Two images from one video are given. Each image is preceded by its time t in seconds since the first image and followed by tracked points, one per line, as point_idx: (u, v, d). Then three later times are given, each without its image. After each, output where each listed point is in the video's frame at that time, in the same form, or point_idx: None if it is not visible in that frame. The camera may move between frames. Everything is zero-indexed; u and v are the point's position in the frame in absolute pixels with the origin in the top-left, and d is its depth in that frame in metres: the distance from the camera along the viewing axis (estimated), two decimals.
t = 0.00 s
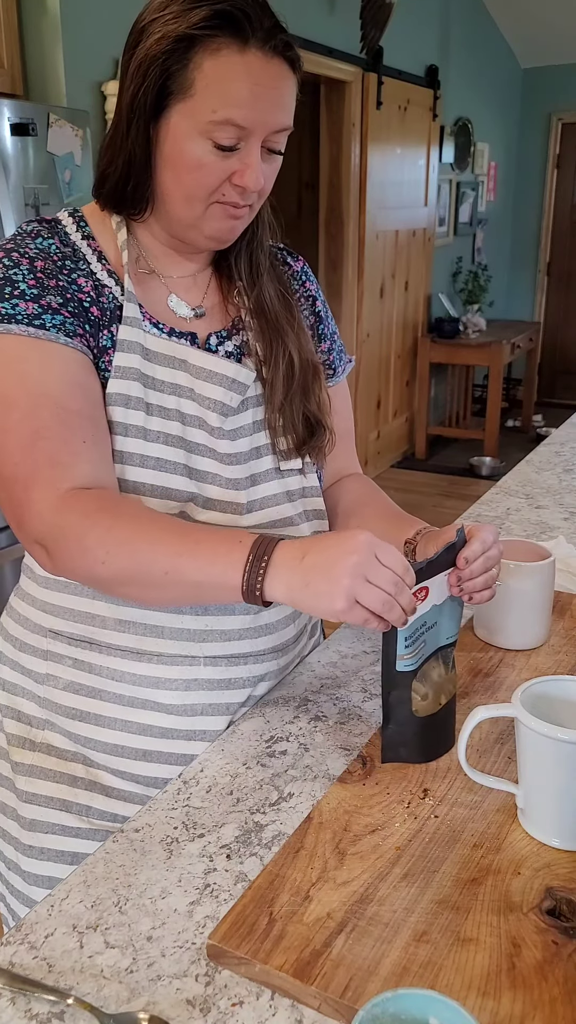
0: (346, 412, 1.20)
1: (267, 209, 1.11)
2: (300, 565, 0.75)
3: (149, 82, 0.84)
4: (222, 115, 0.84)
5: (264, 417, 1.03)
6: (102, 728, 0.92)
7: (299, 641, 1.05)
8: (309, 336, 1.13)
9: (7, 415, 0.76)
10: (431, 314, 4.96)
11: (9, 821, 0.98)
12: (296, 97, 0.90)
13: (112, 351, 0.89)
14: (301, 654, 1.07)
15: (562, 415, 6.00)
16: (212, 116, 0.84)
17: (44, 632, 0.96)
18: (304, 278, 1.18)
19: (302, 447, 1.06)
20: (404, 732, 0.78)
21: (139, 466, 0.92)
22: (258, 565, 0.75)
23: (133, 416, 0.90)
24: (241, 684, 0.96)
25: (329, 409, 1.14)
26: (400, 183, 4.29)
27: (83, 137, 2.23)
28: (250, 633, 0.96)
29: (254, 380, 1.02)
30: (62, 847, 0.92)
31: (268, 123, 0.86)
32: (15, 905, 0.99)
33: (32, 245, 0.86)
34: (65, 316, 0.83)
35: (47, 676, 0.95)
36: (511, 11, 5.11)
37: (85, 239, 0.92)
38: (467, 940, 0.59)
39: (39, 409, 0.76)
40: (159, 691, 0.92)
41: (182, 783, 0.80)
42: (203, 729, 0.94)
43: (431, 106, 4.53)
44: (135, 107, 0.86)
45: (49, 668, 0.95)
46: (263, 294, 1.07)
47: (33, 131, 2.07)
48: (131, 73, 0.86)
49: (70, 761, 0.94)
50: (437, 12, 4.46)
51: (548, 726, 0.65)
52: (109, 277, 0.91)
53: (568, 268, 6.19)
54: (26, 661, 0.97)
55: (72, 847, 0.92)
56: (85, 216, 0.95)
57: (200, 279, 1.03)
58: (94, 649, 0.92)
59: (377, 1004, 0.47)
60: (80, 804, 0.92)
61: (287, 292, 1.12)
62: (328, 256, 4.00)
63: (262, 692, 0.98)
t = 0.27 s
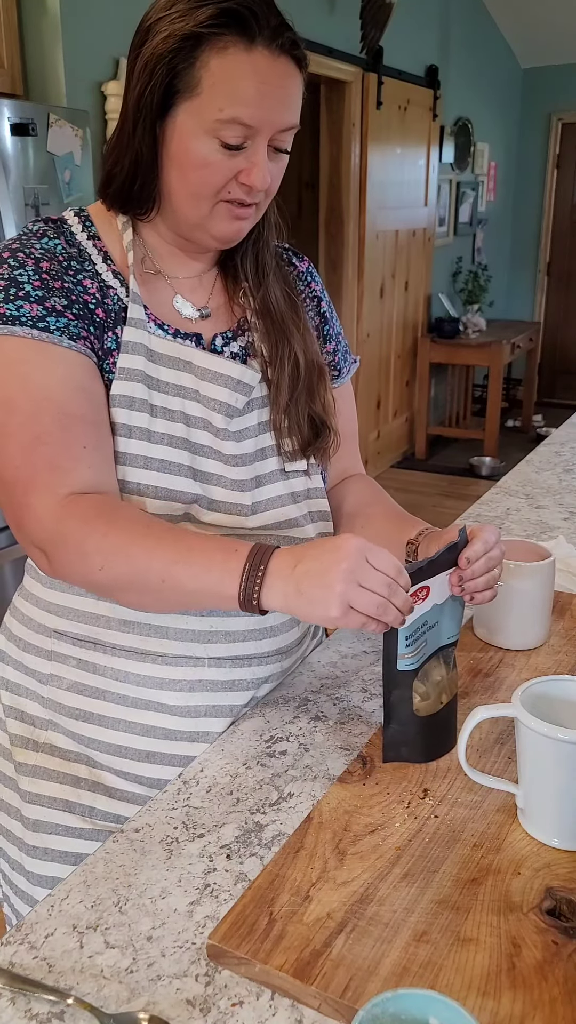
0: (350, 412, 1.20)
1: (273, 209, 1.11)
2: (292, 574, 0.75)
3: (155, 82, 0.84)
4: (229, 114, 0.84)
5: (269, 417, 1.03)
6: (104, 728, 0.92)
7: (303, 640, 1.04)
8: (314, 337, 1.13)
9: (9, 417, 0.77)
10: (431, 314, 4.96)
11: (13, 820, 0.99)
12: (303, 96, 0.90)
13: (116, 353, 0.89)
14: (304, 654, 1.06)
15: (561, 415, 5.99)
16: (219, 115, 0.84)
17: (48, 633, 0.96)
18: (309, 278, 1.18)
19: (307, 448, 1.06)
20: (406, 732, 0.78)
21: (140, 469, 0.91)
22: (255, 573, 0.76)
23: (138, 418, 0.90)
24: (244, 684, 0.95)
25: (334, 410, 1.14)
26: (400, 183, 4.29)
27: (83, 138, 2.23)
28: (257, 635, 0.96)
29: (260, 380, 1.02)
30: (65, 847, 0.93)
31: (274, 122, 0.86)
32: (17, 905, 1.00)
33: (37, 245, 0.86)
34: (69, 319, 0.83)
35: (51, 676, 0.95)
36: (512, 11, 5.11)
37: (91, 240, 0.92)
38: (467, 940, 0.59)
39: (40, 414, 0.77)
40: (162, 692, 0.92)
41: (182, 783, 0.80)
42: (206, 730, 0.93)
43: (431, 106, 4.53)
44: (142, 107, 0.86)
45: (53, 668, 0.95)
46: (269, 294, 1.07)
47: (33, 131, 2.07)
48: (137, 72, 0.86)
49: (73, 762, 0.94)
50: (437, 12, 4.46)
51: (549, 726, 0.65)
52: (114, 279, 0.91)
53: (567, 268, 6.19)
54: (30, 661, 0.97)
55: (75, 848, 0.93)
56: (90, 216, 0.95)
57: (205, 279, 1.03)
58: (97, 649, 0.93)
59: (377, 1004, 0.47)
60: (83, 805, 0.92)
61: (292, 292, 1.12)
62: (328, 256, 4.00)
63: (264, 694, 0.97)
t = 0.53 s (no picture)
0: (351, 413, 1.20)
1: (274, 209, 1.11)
2: (286, 583, 0.75)
3: (156, 82, 0.85)
4: (230, 113, 0.84)
5: (270, 418, 1.03)
6: (104, 728, 0.92)
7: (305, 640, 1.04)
8: (315, 338, 1.13)
9: (10, 420, 0.77)
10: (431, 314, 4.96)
11: (13, 819, 0.99)
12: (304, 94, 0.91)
13: (117, 354, 0.89)
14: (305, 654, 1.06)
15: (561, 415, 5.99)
16: (220, 113, 0.84)
17: (48, 632, 0.96)
18: (311, 279, 1.18)
19: (308, 448, 1.06)
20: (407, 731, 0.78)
21: (140, 470, 0.91)
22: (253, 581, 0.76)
23: (138, 419, 0.90)
24: (245, 684, 0.95)
25: (334, 411, 1.14)
26: (400, 183, 4.29)
27: (83, 138, 2.23)
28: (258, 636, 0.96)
29: (260, 381, 1.02)
30: (65, 845, 0.93)
31: (276, 120, 0.86)
32: (16, 904, 1.00)
33: (39, 245, 0.86)
34: (70, 320, 0.83)
35: (51, 675, 0.95)
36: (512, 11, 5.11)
37: (92, 240, 0.92)
38: (467, 940, 0.59)
39: (40, 418, 0.77)
40: (163, 692, 0.92)
41: (182, 783, 0.80)
42: (205, 730, 0.93)
43: (431, 106, 4.53)
44: (143, 107, 0.86)
45: (53, 667, 0.95)
46: (270, 295, 1.07)
47: (33, 131, 2.07)
48: (139, 72, 0.86)
49: (73, 762, 0.94)
50: (437, 12, 4.46)
51: (549, 726, 0.65)
52: (116, 280, 0.91)
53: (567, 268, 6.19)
54: (29, 661, 0.97)
55: (74, 847, 0.93)
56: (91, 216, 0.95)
57: (206, 279, 1.03)
58: (98, 649, 0.93)
59: (377, 1004, 0.47)
60: (83, 804, 0.92)
61: (294, 293, 1.12)
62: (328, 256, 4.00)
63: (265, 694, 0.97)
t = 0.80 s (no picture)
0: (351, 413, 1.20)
1: (273, 209, 1.11)
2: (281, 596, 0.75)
3: (154, 81, 0.85)
4: (228, 111, 0.84)
5: (269, 418, 1.03)
6: (104, 727, 0.92)
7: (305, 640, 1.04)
8: (314, 338, 1.13)
9: (8, 424, 0.78)
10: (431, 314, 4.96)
11: (11, 819, 0.99)
12: (301, 92, 0.91)
13: (115, 354, 0.89)
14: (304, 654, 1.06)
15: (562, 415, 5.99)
16: (218, 112, 0.84)
17: (47, 632, 0.96)
18: (310, 280, 1.18)
19: (307, 449, 1.06)
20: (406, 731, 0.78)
21: (139, 471, 0.91)
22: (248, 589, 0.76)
23: (136, 420, 0.90)
24: (244, 684, 0.95)
25: (333, 411, 1.14)
26: (400, 183, 4.29)
27: (83, 138, 2.23)
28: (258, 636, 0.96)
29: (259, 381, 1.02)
30: (65, 845, 0.93)
31: (274, 119, 0.86)
32: (16, 904, 1.00)
33: (36, 247, 0.87)
34: (66, 323, 0.83)
35: (51, 675, 0.95)
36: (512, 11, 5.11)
37: (90, 240, 0.92)
38: (467, 940, 0.59)
39: (35, 423, 0.78)
40: (163, 692, 0.92)
41: (182, 783, 0.80)
42: (205, 729, 0.93)
43: (431, 106, 4.53)
44: (142, 106, 0.86)
45: (52, 667, 0.95)
46: (269, 294, 1.07)
47: (33, 131, 2.07)
48: (136, 71, 0.87)
49: (72, 761, 0.94)
50: (437, 13, 4.46)
51: (548, 726, 0.65)
52: (114, 281, 0.91)
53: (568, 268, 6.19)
54: (29, 661, 0.97)
55: (74, 846, 0.93)
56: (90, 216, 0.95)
57: (205, 279, 1.03)
58: (98, 648, 0.93)
59: (377, 1004, 0.47)
60: (83, 804, 0.92)
61: (293, 292, 1.12)
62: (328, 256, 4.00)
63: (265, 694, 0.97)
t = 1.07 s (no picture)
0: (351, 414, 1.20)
1: (272, 208, 1.11)
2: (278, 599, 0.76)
3: (151, 81, 0.85)
4: (225, 111, 0.84)
5: (267, 418, 1.03)
6: (104, 727, 0.93)
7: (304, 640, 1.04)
8: (313, 337, 1.13)
9: (6, 425, 0.79)
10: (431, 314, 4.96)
11: (11, 818, 0.99)
12: (299, 91, 0.90)
13: (113, 355, 0.89)
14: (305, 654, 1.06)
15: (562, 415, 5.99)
16: (215, 112, 0.84)
17: (47, 632, 0.96)
18: (310, 280, 1.18)
19: (306, 448, 1.06)
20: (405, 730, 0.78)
21: (137, 472, 0.91)
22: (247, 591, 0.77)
23: (134, 420, 0.90)
24: (243, 684, 0.95)
25: (332, 412, 1.14)
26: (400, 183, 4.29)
27: (83, 138, 2.23)
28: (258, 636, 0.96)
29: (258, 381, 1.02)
30: (64, 844, 0.93)
31: (271, 118, 0.86)
32: (16, 903, 1.00)
33: (34, 248, 0.87)
34: (63, 324, 0.83)
35: (50, 675, 0.95)
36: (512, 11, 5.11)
37: (88, 240, 0.93)
38: (467, 940, 0.59)
39: (32, 425, 0.78)
40: (163, 692, 0.92)
41: (182, 783, 0.80)
42: (205, 729, 0.93)
43: (431, 105, 4.53)
44: (139, 106, 0.86)
45: (52, 667, 0.95)
46: (268, 294, 1.07)
47: (33, 131, 2.07)
48: (134, 71, 0.87)
49: (72, 761, 0.94)
50: (437, 13, 4.46)
51: (548, 726, 0.65)
52: (112, 282, 0.91)
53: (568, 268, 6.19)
54: (28, 660, 0.98)
55: (74, 845, 0.93)
56: (88, 216, 0.95)
57: (204, 278, 1.03)
58: (98, 648, 0.93)
59: (377, 1004, 0.47)
60: (82, 803, 0.92)
61: (292, 292, 1.12)
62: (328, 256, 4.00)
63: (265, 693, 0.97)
